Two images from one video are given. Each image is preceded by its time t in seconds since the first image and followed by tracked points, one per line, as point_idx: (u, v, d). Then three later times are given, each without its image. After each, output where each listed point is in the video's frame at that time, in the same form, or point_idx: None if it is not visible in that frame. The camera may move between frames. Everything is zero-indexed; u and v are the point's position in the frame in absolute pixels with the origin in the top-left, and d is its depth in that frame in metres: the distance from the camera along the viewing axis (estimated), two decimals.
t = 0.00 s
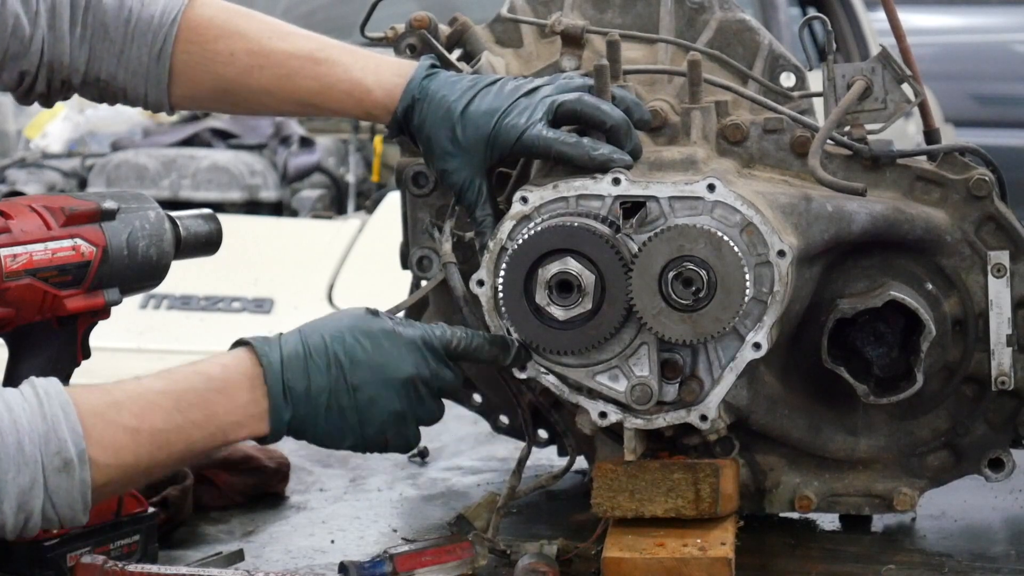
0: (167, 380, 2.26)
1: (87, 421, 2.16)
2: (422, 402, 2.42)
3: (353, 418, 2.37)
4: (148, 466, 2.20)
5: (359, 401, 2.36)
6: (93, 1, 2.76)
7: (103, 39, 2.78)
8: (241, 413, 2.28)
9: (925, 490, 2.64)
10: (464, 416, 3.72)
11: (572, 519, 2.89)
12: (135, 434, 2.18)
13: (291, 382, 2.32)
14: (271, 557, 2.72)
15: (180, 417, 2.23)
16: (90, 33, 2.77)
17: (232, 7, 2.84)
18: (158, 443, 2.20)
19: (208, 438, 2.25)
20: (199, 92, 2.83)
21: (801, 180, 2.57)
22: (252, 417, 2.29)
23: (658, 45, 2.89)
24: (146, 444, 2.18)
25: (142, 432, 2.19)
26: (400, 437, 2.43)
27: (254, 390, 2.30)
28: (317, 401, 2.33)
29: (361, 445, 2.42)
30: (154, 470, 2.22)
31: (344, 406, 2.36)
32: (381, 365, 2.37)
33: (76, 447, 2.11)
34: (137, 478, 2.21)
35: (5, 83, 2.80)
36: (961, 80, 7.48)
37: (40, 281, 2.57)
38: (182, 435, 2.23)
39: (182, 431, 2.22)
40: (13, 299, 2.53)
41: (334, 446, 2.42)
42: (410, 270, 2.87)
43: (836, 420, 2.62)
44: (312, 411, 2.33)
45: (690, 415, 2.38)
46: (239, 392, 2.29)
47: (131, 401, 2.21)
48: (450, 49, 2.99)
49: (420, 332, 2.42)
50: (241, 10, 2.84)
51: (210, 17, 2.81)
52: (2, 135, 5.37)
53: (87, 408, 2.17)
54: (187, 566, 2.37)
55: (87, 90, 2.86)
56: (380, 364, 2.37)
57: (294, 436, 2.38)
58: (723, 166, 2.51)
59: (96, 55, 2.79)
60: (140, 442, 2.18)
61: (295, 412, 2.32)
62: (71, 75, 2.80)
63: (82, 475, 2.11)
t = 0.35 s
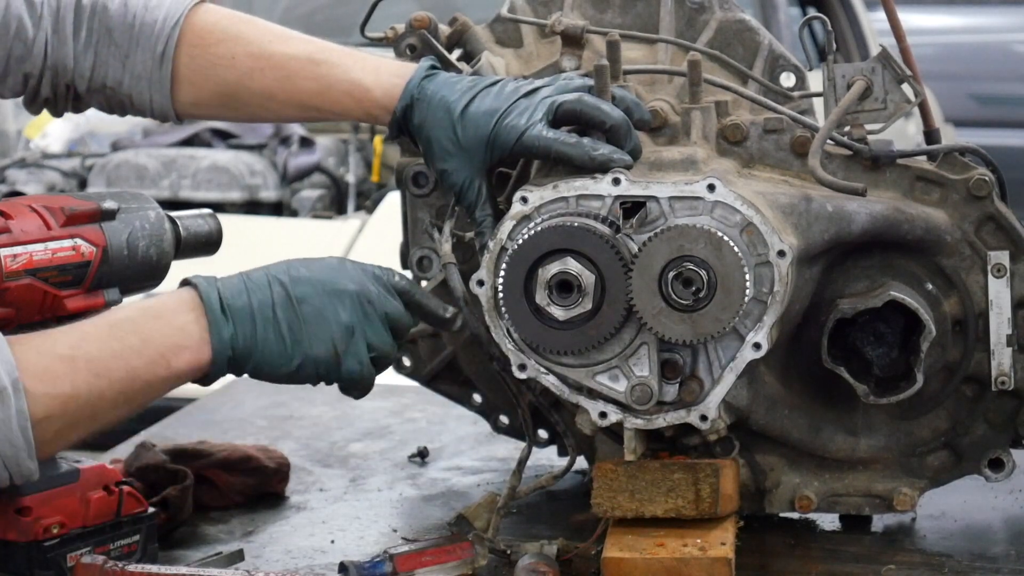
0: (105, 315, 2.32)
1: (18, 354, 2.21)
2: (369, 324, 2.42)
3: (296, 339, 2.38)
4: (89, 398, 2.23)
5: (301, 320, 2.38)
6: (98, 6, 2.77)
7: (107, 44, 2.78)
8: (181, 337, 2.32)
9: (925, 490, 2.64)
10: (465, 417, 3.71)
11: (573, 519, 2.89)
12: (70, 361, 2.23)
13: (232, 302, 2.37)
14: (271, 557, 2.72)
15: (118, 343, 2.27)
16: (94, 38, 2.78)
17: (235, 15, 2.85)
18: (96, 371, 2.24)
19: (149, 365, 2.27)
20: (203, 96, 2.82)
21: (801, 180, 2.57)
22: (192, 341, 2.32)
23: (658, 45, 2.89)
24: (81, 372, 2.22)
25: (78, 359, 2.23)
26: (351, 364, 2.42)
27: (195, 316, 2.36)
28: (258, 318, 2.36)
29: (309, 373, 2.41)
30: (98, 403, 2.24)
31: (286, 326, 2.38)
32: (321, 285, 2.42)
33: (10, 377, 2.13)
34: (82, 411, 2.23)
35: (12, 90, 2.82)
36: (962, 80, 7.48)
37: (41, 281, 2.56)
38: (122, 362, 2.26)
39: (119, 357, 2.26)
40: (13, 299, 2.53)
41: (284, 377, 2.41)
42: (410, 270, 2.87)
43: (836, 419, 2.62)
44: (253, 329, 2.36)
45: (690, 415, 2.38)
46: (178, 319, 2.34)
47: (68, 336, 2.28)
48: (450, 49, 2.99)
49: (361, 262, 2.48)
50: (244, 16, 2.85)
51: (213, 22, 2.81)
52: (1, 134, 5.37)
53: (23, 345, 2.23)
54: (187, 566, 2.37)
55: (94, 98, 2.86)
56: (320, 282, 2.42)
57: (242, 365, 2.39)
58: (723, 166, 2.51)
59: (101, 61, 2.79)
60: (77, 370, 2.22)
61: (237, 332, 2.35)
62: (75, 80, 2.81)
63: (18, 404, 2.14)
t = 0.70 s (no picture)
0: (128, 345, 2.04)
1: (38, 385, 1.97)
2: (399, 375, 2.07)
3: (322, 390, 2.07)
4: (99, 438, 1.98)
5: (326, 371, 2.06)
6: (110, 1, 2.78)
7: (119, 37, 2.79)
8: (203, 383, 2.03)
9: (925, 491, 2.64)
10: (465, 417, 3.71)
11: (572, 519, 2.89)
12: (88, 396, 1.97)
13: (253, 345, 2.06)
14: (271, 557, 2.72)
15: (132, 384, 1.99)
16: (105, 32, 2.78)
17: (244, 8, 2.84)
18: (114, 407, 1.98)
19: (170, 408, 2.00)
20: (208, 92, 2.82)
21: (801, 180, 2.57)
22: (216, 385, 2.03)
23: (658, 45, 2.89)
24: (98, 412, 1.97)
25: (97, 396, 1.98)
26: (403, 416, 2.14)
27: (217, 357, 2.05)
28: (284, 369, 2.05)
29: (337, 422, 2.12)
30: (112, 440, 1.99)
31: (404, 369, 2.07)
32: (351, 331, 2.07)
33: (23, 407, 1.93)
34: (84, 450, 1.99)
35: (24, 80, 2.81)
36: (962, 80, 7.48)
37: (41, 281, 2.57)
38: (141, 404, 1.99)
39: (139, 398, 1.99)
40: (13, 299, 2.53)
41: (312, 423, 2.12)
42: (410, 270, 2.86)
43: (836, 420, 2.62)
44: (278, 378, 2.05)
45: (690, 415, 2.38)
46: (201, 359, 2.04)
47: (89, 366, 2.01)
48: (450, 49, 2.99)
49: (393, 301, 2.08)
50: (252, 12, 2.84)
51: (222, 17, 2.81)
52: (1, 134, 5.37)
53: (46, 370, 1.98)
54: (188, 566, 2.36)
55: (105, 89, 2.87)
56: (351, 329, 2.07)
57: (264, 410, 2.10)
58: (723, 166, 2.51)
59: (112, 54, 2.80)
60: (95, 405, 1.97)
61: (260, 380, 2.05)
62: (88, 72, 2.81)
63: (29, 436, 1.94)
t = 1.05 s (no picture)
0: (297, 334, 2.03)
1: (204, 366, 1.93)
2: (556, 303, 2.13)
3: (494, 347, 2.09)
4: (273, 414, 1.92)
5: (490, 324, 2.09)
6: None
7: (117, 29, 2.76)
8: (375, 360, 2.01)
9: (924, 490, 2.64)
10: (465, 417, 3.71)
11: (572, 519, 2.89)
12: (257, 376, 1.93)
13: (413, 327, 2.07)
14: (271, 557, 2.72)
15: (308, 360, 1.97)
16: (105, 24, 2.76)
17: None
18: (283, 386, 1.93)
19: (339, 387, 1.96)
20: (207, 83, 2.82)
21: (801, 180, 2.57)
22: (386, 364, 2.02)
23: (658, 45, 2.89)
24: (268, 389, 1.93)
25: (264, 373, 1.94)
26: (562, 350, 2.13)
27: (389, 343, 2.06)
28: (456, 340, 2.07)
29: (516, 378, 2.12)
30: (283, 423, 1.94)
31: (536, 305, 2.11)
32: (494, 283, 2.12)
33: (192, 378, 1.88)
34: (263, 432, 1.93)
35: (25, 70, 2.78)
36: (961, 80, 7.48)
37: (40, 281, 2.57)
38: (310, 378, 1.95)
39: (307, 372, 1.95)
40: (13, 299, 2.53)
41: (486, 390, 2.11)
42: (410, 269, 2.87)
43: (836, 420, 2.62)
44: (444, 348, 2.06)
45: (690, 415, 2.38)
46: (365, 343, 2.03)
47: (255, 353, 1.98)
48: (450, 49, 2.99)
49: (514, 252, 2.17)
50: (252, 4, 2.83)
51: (222, 10, 2.80)
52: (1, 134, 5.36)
53: (212, 357, 1.95)
54: (188, 566, 2.36)
55: (104, 78, 2.84)
56: (494, 280, 2.12)
57: (438, 393, 2.07)
58: (723, 166, 2.51)
59: (112, 46, 2.78)
60: (262, 384, 1.93)
61: (429, 354, 2.05)
62: (89, 64, 2.78)
63: (200, 409, 1.88)
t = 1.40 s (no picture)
0: (253, 315, 1.83)
1: (171, 367, 1.76)
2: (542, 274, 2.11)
3: (458, 301, 1.91)
4: (252, 409, 1.78)
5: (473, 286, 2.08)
6: None
7: (114, 30, 2.74)
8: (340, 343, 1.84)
9: (925, 490, 2.65)
10: (465, 417, 3.71)
11: (572, 519, 2.89)
12: (225, 372, 1.77)
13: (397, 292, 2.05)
14: (271, 557, 2.72)
15: (269, 347, 1.79)
16: (102, 25, 2.73)
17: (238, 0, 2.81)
18: (255, 376, 1.77)
19: (312, 366, 1.80)
20: (203, 85, 2.80)
21: (801, 180, 2.57)
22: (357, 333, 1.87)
23: (658, 45, 2.89)
24: (240, 381, 1.77)
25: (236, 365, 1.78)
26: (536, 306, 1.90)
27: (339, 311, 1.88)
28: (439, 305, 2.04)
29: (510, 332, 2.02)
30: (264, 417, 1.79)
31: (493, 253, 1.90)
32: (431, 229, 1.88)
33: (167, 394, 1.72)
34: (246, 429, 1.79)
35: (22, 72, 2.76)
36: (961, 80, 7.48)
37: (41, 281, 2.58)
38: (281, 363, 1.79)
39: (277, 357, 1.78)
40: (13, 299, 2.54)
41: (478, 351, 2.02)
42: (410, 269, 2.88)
43: (837, 420, 2.61)
44: (405, 306, 1.88)
45: (690, 415, 2.37)
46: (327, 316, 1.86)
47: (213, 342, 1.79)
48: (450, 49, 3.00)
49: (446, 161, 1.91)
50: (249, 4, 2.81)
51: (220, 11, 2.77)
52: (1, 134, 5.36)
53: (175, 356, 1.78)
54: (188, 566, 2.36)
55: (99, 80, 2.82)
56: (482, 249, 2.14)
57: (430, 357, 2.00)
58: (723, 166, 2.51)
59: (109, 48, 2.75)
60: (236, 381, 1.77)
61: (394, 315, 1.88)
62: (86, 66, 2.77)
63: (180, 425, 1.73)
